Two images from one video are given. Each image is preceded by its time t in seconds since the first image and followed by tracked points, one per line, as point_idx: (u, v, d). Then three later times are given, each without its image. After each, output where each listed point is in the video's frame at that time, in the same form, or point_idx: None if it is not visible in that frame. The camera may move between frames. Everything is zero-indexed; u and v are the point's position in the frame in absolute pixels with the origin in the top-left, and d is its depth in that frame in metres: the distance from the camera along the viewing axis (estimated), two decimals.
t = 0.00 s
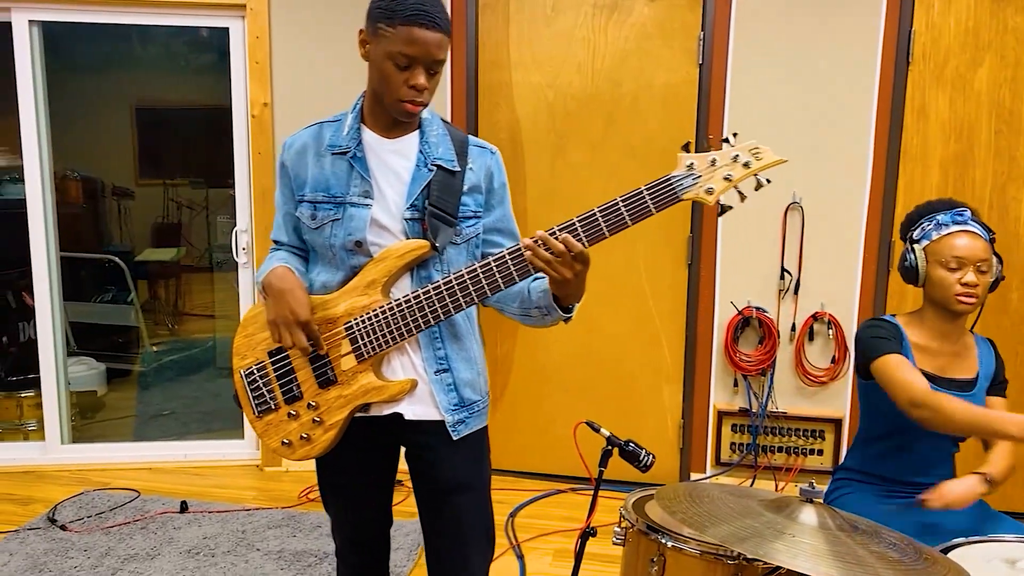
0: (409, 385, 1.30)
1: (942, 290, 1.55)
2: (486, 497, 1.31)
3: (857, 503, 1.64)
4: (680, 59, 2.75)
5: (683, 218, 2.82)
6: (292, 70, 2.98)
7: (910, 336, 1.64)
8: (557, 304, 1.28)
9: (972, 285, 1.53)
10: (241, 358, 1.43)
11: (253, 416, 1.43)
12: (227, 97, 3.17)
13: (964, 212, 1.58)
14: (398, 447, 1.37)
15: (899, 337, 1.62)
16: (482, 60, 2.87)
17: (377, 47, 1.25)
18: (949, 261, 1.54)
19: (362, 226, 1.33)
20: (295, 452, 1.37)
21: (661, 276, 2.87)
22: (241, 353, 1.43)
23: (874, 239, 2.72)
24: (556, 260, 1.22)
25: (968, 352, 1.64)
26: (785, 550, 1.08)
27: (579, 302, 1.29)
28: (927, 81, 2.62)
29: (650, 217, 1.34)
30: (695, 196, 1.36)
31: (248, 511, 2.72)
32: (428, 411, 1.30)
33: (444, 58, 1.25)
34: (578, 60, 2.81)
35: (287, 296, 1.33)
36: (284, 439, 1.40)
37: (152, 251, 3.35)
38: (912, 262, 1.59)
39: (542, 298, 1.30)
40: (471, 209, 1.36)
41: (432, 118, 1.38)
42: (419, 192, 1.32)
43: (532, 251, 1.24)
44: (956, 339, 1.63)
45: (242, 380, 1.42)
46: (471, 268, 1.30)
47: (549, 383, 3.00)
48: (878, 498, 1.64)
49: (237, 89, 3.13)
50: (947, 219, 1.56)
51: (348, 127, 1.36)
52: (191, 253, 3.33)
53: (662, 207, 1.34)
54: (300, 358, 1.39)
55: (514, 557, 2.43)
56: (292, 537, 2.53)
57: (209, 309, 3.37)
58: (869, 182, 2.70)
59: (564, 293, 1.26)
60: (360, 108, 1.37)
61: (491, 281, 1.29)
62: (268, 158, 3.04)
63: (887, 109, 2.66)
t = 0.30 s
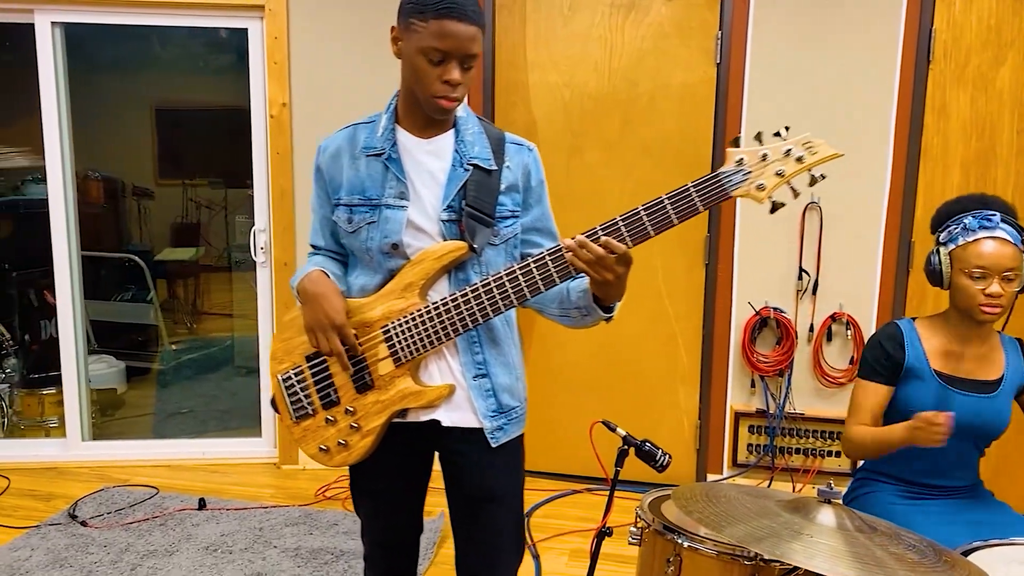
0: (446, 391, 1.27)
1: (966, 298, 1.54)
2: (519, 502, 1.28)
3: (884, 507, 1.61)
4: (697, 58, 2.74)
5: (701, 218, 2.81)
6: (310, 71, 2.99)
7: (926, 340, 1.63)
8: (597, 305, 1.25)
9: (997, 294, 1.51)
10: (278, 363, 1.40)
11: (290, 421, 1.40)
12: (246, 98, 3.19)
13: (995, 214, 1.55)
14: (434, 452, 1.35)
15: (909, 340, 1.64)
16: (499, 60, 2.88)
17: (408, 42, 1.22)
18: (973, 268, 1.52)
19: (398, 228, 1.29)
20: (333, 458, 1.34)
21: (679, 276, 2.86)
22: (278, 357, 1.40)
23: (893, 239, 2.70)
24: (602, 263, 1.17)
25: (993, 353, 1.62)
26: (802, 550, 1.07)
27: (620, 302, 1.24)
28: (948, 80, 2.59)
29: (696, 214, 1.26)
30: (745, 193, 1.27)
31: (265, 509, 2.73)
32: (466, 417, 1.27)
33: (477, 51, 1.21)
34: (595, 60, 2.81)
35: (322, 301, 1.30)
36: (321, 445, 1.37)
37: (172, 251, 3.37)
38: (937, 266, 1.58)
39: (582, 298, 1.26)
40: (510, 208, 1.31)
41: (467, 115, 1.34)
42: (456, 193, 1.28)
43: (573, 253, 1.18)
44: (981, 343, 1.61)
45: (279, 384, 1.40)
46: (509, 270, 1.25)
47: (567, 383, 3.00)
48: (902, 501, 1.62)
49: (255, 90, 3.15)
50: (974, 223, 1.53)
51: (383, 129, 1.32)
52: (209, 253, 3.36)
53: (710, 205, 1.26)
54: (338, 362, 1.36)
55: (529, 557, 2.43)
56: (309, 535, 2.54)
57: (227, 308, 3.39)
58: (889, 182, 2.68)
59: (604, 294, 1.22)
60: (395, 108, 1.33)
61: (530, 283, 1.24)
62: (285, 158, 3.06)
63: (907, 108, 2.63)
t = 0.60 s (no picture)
0: (479, 394, 1.22)
1: (967, 295, 1.53)
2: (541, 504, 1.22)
3: (894, 505, 1.62)
4: (711, 56, 2.73)
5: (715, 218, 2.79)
6: (324, 71, 3.01)
7: (931, 337, 1.68)
8: (650, 287, 1.19)
9: (997, 290, 1.50)
10: (311, 367, 1.36)
11: (324, 427, 1.36)
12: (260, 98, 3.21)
13: (994, 210, 1.54)
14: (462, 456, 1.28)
15: (912, 339, 1.68)
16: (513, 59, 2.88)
17: (434, 27, 1.19)
18: (973, 265, 1.51)
19: (428, 229, 1.24)
20: (364, 466, 1.28)
21: (693, 275, 2.84)
22: (310, 361, 1.35)
23: (909, 238, 2.68)
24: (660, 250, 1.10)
25: (1001, 351, 1.63)
26: (813, 550, 1.07)
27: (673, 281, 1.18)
28: (966, 78, 2.56)
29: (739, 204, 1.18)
30: (789, 180, 1.18)
31: (278, 507, 2.75)
32: (497, 423, 1.21)
33: (504, 30, 1.19)
34: (607, 59, 2.81)
35: (351, 309, 1.26)
36: (352, 452, 1.30)
37: (188, 249, 3.40)
38: (938, 263, 1.57)
39: (631, 283, 1.21)
40: (542, 206, 1.26)
41: (495, 111, 1.29)
42: (486, 191, 1.24)
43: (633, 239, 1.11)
44: (988, 342, 1.62)
45: (312, 389, 1.35)
46: (540, 269, 1.21)
47: (582, 382, 2.99)
48: (912, 500, 1.63)
49: (270, 89, 3.17)
50: (973, 220, 1.52)
51: (411, 128, 1.28)
52: (224, 253, 3.38)
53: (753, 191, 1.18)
54: (370, 366, 1.31)
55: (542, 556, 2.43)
56: (321, 532, 2.55)
57: (242, 307, 3.41)
58: (904, 181, 2.66)
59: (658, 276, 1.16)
60: (423, 107, 1.29)
61: (564, 283, 1.20)
62: (299, 157, 3.07)
63: (924, 106, 2.61)
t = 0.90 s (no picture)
0: (487, 396, 1.22)
1: (962, 298, 1.55)
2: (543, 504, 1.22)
3: (897, 506, 1.61)
4: (717, 56, 2.72)
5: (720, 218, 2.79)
6: (331, 71, 3.02)
7: (934, 337, 1.68)
8: (646, 294, 1.24)
9: (991, 294, 1.51)
10: (314, 363, 1.35)
11: (325, 423, 1.35)
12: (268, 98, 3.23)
13: (990, 211, 1.54)
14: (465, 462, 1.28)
15: (914, 338, 1.68)
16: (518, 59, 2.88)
17: (457, 32, 1.18)
18: (967, 269, 1.52)
19: (444, 228, 1.24)
20: (365, 464, 1.27)
21: (700, 274, 2.83)
22: (314, 357, 1.34)
23: (916, 239, 2.67)
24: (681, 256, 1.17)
25: (1003, 350, 1.63)
26: (810, 549, 1.07)
27: (670, 287, 1.24)
28: (973, 77, 2.55)
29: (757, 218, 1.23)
30: (810, 194, 1.25)
31: (284, 505, 2.76)
32: (503, 426, 1.22)
33: (521, 55, 1.16)
34: (612, 59, 2.81)
35: (368, 300, 1.24)
36: (354, 450, 1.30)
37: (198, 249, 3.42)
38: (937, 266, 1.59)
39: (630, 290, 1.25)
40: (557, 211, 1.27)
41: (516, 113, 1.29)
42: (503, 192, 1.23)
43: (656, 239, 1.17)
44: (989, 340, 1.62)
45: (315, 385, 1.34)
46: (556, 274, 1.23)
47: (588, 382, 2.99)
48: (915, 501, 1.62)
49: (277, 90, 3.18)
50: (967, 223, 1.53)
51: (431, 126, 1.27)
52: (232, 253, 3.39)
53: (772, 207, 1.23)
54: (376, 364, 1.31)
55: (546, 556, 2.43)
56: (326, 531, 2.56)
57: (250, 307, 3.42)
58: (912, 181, 2.64)
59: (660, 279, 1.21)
60: (443, 103, 1.28)
61: (579, 289, 1.23)
62: (306, 158, 3.08)
63: (931, 106, 2.60)
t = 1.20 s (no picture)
0: (474, 397, 1.22)
1: (953, 298, 1.58)
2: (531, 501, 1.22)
3: (892, 507, 1.61)
4: (716, 56, 2.72)
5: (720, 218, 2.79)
6: (331, 72, 3.03)
7: (928, 338, 1.68)
8: (632, 298, 1.24)
9: (979, 294, 1.53)
10: (302, 360, 1.36)
11: (314, 420, 1.37)
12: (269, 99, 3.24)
13: (978, 212, 1.56)
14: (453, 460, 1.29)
15: (909, 341, 1.68)
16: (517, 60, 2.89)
17: (451, 37, 1.17)
18: (955, 270, 1.55)
19: (432, 229, 1.24)
20: (353, 461, 1.29)
21: (699, 276, 2.83)
22: (302, 354, 1.36)
23: (915, 240, 2.66)
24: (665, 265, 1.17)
25: (1000, 353, 1.63)
26: (797, 550, 1.07)
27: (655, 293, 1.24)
28: (973, 79, 2.55)
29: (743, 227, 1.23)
30: (794, 207, 1.24)
31: (283, 505, 2.77)
32: (492, 425, 1.22)
33: (521, 47, 1.16)
34: (611, 60, 2.81)
35: (340, 308, 1.25)
36: (342, 447, 1.31)
37: (201, 249, 3.44)
38: (929, 269, 1.62)
39: (616, 293, 1.25)
40: (544, 212, 1.27)
41: (504, 114, 1.29)
42: (491, 195, 1.23)
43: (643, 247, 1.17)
44: (984, 342, 1.62)
45: (302, 382, 1.35)
46: (543, 277, 1.23)
47: (587, 382, 3.00)
48: (910, 503, 1.62)
49: (278, 91, 3.19)
50: (954, 224, 1.56)
51: (418, 125, 1.27)
52: (236, 253, 3.41)
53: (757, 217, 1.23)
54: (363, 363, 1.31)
55: (543, 556, 2.43)
56: (325, 531, 2.57)
57: (252, 307, 3.43)
58: (911, 181, 2.64)
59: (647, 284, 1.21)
60: (431, 102, 1.28)
61: (565, 293, 1.23)
62: (306, 158, 3.09)
63: (931, 107, 2.59)
